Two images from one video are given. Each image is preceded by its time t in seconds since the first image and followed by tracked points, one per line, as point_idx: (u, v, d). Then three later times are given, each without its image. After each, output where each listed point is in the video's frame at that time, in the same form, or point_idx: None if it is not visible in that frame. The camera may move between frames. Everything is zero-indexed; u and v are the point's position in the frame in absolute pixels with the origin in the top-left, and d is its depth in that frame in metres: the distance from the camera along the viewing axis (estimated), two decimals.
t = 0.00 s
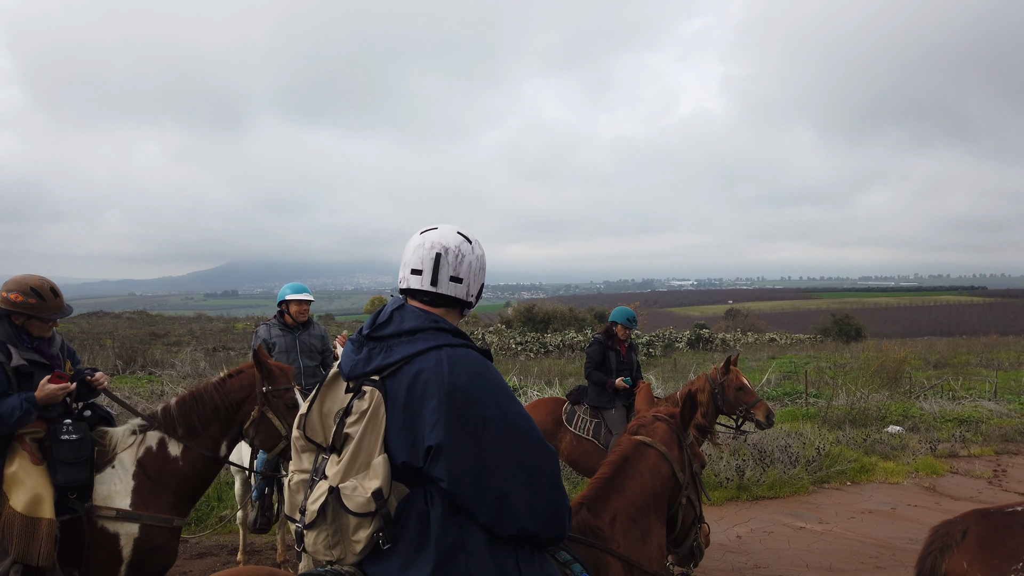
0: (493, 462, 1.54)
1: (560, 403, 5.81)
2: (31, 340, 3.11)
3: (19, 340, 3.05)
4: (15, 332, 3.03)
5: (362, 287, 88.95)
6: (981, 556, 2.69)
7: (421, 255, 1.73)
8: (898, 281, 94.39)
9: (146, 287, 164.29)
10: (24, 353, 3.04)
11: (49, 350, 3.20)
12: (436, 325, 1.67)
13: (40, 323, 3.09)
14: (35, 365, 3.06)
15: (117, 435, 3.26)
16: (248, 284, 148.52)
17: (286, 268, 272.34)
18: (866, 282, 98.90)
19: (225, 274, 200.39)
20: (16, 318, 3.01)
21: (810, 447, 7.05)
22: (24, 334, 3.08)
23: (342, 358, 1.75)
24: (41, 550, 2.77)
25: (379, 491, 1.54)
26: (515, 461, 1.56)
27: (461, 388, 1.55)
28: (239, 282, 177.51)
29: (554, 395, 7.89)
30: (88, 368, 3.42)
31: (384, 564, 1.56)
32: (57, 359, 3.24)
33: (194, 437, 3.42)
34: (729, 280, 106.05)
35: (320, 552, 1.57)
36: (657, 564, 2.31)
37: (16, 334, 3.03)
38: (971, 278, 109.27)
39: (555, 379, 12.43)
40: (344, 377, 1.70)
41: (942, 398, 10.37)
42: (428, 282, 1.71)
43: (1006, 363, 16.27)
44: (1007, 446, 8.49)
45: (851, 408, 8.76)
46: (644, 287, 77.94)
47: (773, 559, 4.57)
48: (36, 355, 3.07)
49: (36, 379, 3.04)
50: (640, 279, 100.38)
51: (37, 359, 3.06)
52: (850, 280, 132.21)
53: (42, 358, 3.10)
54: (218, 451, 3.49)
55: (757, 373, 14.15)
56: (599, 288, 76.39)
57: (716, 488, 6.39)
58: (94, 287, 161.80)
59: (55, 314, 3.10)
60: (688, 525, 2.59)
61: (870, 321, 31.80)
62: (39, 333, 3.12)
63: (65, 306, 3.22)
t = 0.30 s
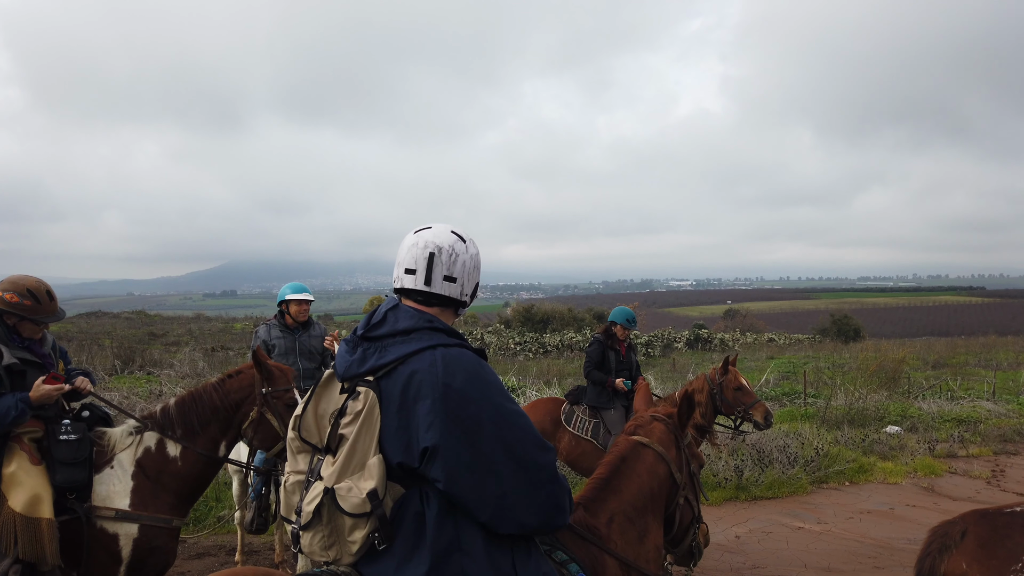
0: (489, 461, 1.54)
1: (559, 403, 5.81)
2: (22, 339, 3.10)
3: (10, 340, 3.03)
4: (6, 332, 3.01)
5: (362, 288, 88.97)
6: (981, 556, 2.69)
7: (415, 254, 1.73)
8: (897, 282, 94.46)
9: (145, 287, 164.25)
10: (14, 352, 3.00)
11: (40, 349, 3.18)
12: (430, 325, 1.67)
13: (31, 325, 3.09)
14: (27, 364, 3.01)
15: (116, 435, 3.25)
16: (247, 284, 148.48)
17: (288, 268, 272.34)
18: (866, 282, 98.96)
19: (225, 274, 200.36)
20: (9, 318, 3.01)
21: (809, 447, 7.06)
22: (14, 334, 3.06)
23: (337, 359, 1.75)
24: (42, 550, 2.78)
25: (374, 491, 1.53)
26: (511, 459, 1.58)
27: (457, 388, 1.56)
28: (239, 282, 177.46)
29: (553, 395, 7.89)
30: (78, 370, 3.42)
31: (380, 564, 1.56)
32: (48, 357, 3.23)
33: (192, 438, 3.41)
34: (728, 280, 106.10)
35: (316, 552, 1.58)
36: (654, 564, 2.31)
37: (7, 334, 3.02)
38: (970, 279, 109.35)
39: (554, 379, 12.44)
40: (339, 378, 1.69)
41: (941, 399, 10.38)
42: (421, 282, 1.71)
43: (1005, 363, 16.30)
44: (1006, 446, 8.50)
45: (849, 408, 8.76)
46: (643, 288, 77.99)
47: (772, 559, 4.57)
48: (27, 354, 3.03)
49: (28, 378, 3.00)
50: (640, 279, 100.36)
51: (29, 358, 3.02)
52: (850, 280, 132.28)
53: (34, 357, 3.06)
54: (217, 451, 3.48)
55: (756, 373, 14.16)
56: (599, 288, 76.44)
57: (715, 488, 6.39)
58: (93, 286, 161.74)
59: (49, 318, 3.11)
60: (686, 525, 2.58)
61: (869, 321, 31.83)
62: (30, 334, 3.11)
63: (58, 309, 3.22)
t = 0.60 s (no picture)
0: (492, 458, 1.59)
1: (559, 403, 5.82)
2: (17, 338, 3.08)
3: (5, 337, 3.02)
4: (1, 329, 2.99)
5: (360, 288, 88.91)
6: (981, 556, 2.69)
7: (412, 254, 1.73)
8: (896, 282, 94.59)
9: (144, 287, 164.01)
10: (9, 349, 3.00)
11: (36, 347, 3.19)
12: (429, 324, 1.67)
13: (27, 325, 3.07)
14: (23, 361, 3.03)
15: (117, 435, 3.24)
16: (246, 284, 148.32)
17: (287, 268, 272.13)
18: (865, 282, 99.10)
19: (223, 274, 200.11)
20: (7, 316, 2.99)
21: (808, 446, 7.06)
22: (10, 333, 3.05)
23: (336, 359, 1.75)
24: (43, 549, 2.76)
25: (377, 490, 1.55)
26: (513, 454, 1.62)
27: (458, 387, 1.57)
28: (237, 282, 177.29)
29: (552, 395, 7.89)
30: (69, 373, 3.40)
31: (384, 562, 1.59)
32: (44, 357, 3.22)
33: (193, 437, 3.40)
34: (727, 280, 106.19)
35: (320, 552, 1.59)
36: (655, 566, 2.31)
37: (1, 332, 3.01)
38: (968, 279, 109.53)
39: (553, 379, 12.44)
40: (339, 378, 1.69)
41: (940, 399, 10.39)
42: (419, 281, 1.71)
43: (1004, 363, 16.33)
44: (1006, 446, 8.51)
45: (849, 408, 8.78)
46: (642, 288, 78.04)
47: (772, 559, 4.57)
48: (22, 350, 3.05)
49: (23, 375, 3.00)
50: (640, 279, 100.37)
51: (25, 354, 3.03)
52: (849, 280, 132.44)
53: (29, 353, 3.07)
54: (219, 450, 3.47)
55: (756, 373, 14.16)
56: (598, 288, 76.45)
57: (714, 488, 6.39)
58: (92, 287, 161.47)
59: (47, 319, 3.11)
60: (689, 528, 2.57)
61: (869, 321, 31.84)
62: (25, 334, 3.09)
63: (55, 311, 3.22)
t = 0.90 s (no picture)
0: (500, 458, 1.62)
1: (562, 403, 5.82)
2: (19, 337, 3.08)
3: (6, 335, 3.02)
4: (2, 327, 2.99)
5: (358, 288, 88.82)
6: (987, 557, 2.71)
7: (421, 254, 1.73)
8: (892, 282, 95.11)
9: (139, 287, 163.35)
10: (11, 347, 3.01)
11: (37, 346, 3.19)
12: (438, 325, 1.70)
13: (30, 323, 3.07)
14: (24, 358, 3.04)
15: (121, 435, 3.24)
16: (242, 284, 147.91)
17: (283, 268, 271.47)
18: (861, 283, 99.59)
19: (219, 274, 199.46)
20: (9, 314, 3.00)
21: (809, 447, 7.10)
22: (12, 331, 3.05)
23: (345, 360, 1.79)
24: (48, 546, 2.76)
25: (385, 490, 1.57)
26: (521, 455, 1.65)
27: (466, 387, 1.61)
28: (233, 282, 176.77)
29: (554, 395, 7.91)
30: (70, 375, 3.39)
31: (391, 563, 1.59)
32: (45, 357, 3.22)
33: (197, 436, 3.39)
34: (724, 280, 106.52)
35: (328, 552, 1.59)
36: (663, 569, 2.31)
37: (3, 330, 3.00)
38: (963, 279, 110.16)
39: (554, 379, 12.46)
40: (347, 378, 1.74)
41: (940, 399, 10.46)
42: (428, 282, 1.72)
43: (1004, 363, 16.46)
44: (1006, 446, 8.57)
45: (850, 408, 8.84)
46: (640, 288, 78.30)
47: (774, 560, 4.59)
48: (23, 347, 3.06)
49: (26, 372, 3.00)
50: (637, 279, 100.50)
51: (26, 352, 3.03)
52: (844, 281, 133.05)
53: (30, 351, 3.09)
54: (224, 450, 3.46)
55: (756, 373, 14.21)
56: (596, 288, 76.61)
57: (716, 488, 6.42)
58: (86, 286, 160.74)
59: (49, 318, 3.13)
60: (702, 533, 2.55)
61: (868, 321, 32.00)
62: (26, 332, 3.09)
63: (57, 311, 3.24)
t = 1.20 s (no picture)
0: (519, 456, 1.65)
1: (569, 403, 5.81)
2: (31, 333, 3.48)
3: (19, 331, 3.41)
4: (17, 323, 3.39)
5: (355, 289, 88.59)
6: (1000, 557, 2.71)
7: (440, 252, 1.80)
8: (888, 284, 95.61)
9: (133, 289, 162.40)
10: (23, 341, 3.41)
11: (48, 342, 3.58)
12: (456, 321, 1.76)
13: (40, 319, 3.46)
14: (35, 354, 3.44)
15: (132, 434, 3.54)
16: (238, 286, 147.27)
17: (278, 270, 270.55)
18: (857, 285, 100.07)
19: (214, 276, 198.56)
20: (22, 310, 3.39)
21: (815, 447, 7.13)
22: (24, 327, 3.44)
23: (362, 356, 1.83)
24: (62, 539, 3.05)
25: (406, 487, 1.61)
26: (539, 453, 1.69)
27: (486, 386, 1.64)
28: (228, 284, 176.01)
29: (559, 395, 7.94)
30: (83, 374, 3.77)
31: (412, 559, 1.65)
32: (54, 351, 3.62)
33: (206, 436, 3.68)
34: (721, 283, 106.81)
35: (349, 548, 1.67)
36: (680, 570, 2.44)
37: (15, 325, 3.39)
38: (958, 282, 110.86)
39: (558, 379, 12.47)
40: (366, 375, 1.78)
41: (946, 399, 10.50)
42: (446, 278, 1.79)
43: (1008, 364, 16.54)
44: (1012, 447, 8.60)
45: (854, 408, 8.89)
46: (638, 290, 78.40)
47: (781, 559, 4.59)
48: (34, 342, 3.45)
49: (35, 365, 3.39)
50: (634, 281, 100.58)
51: (37, 347, 3.44)
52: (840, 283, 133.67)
53: (41, 346, 3.48)
54: (234, 447, 3.75)
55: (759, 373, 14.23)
56: (594, 290, 76.65)
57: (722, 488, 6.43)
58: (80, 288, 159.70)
59: (59, 315, 3.50)
60: (719, 539, 2.68)
61: (869, 321, 32.05)
62: (38, 328, 3.49)
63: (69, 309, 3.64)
